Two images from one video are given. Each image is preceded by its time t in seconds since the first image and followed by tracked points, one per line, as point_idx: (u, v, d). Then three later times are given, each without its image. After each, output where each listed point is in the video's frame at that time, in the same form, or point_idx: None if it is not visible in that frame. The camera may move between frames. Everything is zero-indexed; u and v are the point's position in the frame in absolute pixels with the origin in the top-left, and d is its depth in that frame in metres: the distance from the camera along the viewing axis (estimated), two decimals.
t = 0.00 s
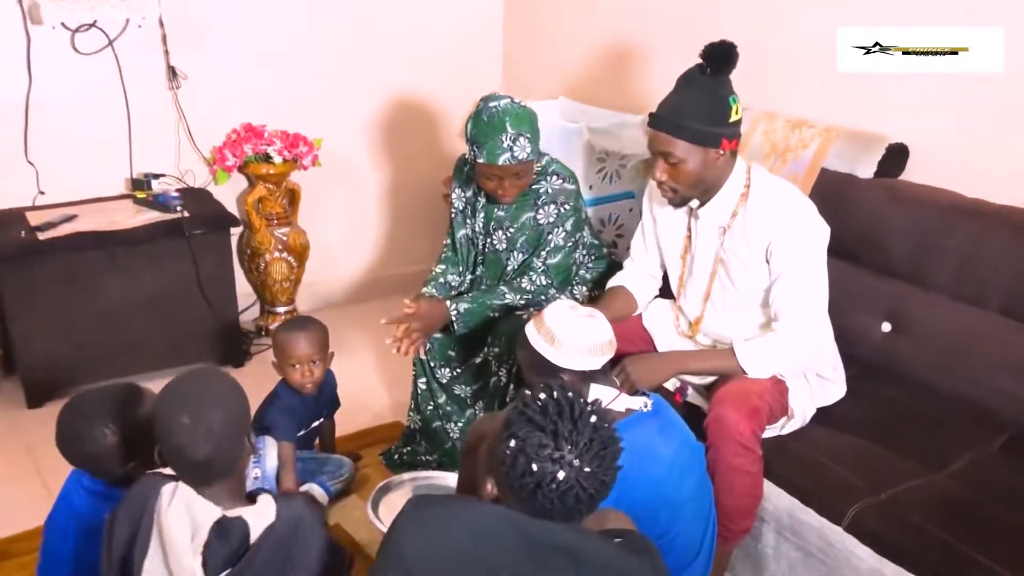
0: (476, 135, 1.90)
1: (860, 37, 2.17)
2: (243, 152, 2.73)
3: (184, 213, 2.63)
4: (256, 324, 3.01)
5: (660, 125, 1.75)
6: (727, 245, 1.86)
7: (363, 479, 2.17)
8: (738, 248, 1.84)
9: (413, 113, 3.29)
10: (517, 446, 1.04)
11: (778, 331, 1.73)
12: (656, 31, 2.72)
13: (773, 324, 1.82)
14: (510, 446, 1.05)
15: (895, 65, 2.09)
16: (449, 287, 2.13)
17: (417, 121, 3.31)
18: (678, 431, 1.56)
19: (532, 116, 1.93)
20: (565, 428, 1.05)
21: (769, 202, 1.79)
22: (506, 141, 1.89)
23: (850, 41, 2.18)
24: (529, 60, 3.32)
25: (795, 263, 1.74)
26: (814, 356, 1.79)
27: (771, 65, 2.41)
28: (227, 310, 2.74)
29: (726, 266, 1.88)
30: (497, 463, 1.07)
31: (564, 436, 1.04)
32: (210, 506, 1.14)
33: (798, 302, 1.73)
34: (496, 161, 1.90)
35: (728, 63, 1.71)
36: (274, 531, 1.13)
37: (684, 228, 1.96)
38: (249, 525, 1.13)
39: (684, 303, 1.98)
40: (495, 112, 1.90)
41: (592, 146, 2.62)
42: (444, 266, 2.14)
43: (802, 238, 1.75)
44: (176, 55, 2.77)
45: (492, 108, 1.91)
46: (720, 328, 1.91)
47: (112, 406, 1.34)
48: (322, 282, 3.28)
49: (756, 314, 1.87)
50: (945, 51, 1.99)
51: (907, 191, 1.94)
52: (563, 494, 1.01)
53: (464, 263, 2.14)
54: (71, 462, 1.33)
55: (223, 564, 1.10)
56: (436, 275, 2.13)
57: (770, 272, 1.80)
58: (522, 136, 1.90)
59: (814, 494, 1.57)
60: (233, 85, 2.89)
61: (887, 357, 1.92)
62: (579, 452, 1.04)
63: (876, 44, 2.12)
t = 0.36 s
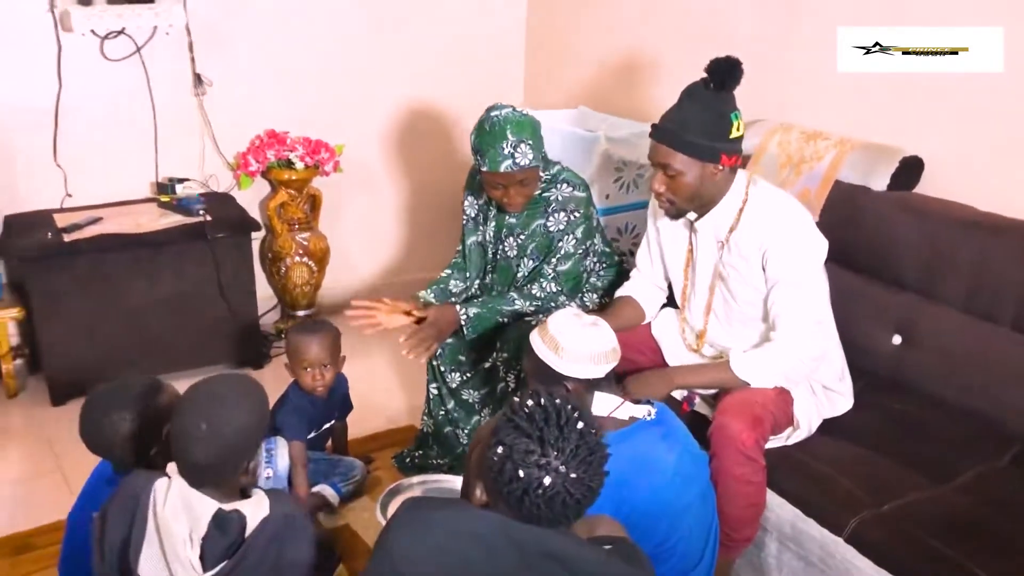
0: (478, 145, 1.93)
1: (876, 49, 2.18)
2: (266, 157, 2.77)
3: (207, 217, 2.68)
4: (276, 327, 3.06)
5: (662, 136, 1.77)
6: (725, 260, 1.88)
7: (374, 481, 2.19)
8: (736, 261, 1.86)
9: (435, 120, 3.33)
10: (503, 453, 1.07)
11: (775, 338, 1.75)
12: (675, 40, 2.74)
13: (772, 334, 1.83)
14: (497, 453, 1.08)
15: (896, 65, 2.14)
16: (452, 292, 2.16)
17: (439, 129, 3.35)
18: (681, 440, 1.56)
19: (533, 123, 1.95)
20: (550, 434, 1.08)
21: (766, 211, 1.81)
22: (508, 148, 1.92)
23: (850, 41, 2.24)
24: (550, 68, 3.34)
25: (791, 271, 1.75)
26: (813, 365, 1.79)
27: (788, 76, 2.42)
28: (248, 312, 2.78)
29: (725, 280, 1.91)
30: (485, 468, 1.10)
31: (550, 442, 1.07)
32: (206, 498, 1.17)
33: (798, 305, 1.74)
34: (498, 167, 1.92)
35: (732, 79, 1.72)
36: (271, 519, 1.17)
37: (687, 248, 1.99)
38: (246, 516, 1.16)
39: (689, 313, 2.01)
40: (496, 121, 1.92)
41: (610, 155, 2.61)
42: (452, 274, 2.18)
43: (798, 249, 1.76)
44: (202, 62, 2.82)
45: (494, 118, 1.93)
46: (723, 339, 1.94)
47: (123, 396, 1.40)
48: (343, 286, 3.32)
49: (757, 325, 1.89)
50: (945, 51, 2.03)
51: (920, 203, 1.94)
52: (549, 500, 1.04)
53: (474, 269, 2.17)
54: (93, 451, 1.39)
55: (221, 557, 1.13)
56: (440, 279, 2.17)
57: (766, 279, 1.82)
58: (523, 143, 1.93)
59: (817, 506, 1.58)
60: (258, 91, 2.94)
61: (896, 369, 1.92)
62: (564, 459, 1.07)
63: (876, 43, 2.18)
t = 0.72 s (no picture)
0: (474, 156, 1.97)
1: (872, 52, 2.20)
2: (274, 156, 2.82)
3: (214, 215, 2.73)
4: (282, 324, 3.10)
5: (689, 116, 1.77)
6: (721, 250, 1.90)
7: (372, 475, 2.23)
8: (730, 259, 1.88)
9: (442, 121, 3.37)
10: (478, 442, 1.12)
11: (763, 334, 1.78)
12: (678, 43, 2.78)
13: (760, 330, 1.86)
14: (472, 442, 1.13)
15: (896, 64, 2.15)
16: (454, 288, 2.21)
17: (445, 129, 3.39)
18: (668, 435, 1.59)
19: (527, 131, 1.98)
20: (523, 424, 1.14)
21: (759, 209, 1.83)
22: (504, 160, 1.95)
23: (850, 41, 2.25)
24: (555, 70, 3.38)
25: (781, 265, 1.78)
26: (801, 360, 1.80)
27: (787, 78, 2.45)
28: (253, 309, 2.83)
29: (719, 274, 1.92)
30: (460, 458, 1.15)
31: (523, 430, 1.13)
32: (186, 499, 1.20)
33: (785, 301, 1.76)
34: (497, 179, 1.96)
35: (748, 73, 1.81)
36: (249, 522, 1.20)
37: (681, 233, 2.01)
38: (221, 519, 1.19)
39: (683, 309, 2.03)
40: (489, 132, 1.95)
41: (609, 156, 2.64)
42: (454, 271, 2.23)
43: (789, 247, 1.78)
44: (212, 62, 2.88)
45: (486, 130, 1.96)
46: (716, 334, 1.96)
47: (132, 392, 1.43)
48: (348, 284, 3.37)
49: (745, 322, 1.92)
50: (945, 51, 2.04)
51: (911, 204, 1.96)
52: (522, 486, 1.09)
53: (472, 268, 2.22)
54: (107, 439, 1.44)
55: (196, 558, 1.16)
56: (444, 274, 2.22)
57: (757, 273, 1.83)
58: (518, 152, 1.96)
59: (800, 501, 1.60)
60: (266, 92, 2.99)
61: (886, 368, 1.94)
62: (537, 447, 1.12)
63: (876, 43, 2.19)
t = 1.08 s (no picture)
0: (449, 155, 2.00)
1: (844, 52, 2.23)
2: (256, 160, 2.84)
3: (197, 219, 2.76)
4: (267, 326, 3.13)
5: (687, 111, 1.79)
6: (707, 245, 1.93)
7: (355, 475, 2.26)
8: (714, 254, 1.91)
9: (426, 123, 3.40)
10: (449, 440, 1.15)
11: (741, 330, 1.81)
12: (656, 43, 2.81)
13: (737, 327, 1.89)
14: (444, 441, 1.16)
15: (897, 65, 2.11)
16: (440, 291, 2.23)
17: (429, 131, 3.42)
18: (642, 433, 1.62)
19: (505, 136, 2.01)
20: (494, 422, 1.16)
21: (745, 207, 1.86)
22: (475, 160, 1.98)
23: (851, 41, 2.21)
24: (536, 71, 3.41)
25: (764, 263, 1.81)
26: (773, 359, 1.83)
27: (764, 78, 2.48)
28: (238, 312, 2.85)
29: (704, 270, 1.95)
30: (433, 457, 1.17)
31: (494, 429, 1.16)
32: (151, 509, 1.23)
33: (765, 299, 1.80)
34: (466, 178, 1.99)
35: (745, 72, 1.85)
36: (213, 532, 1.22)
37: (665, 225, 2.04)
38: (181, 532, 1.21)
39: (667, 309, 2.06)
40: (466, 131, 1.98)
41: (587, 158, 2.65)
42: (438, 273, 2.24)
43: (773, 245, 1.81)
44: (194, 68, 2.90)
45: (465, 127, 2.00)
46: (699, 330, 1.98)
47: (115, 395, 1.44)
48: (333, 285, 3.39)
49: (725, 316, 1.95)
50: (946, 51, 2.00)
51: (882, 202, 1.99)
52: (494, 482, 1.11)
53: (456, 270, 2.25)
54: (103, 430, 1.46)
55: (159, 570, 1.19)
56: (429, 279, 2.23)
57: (740, 270, 1.87)
58: (490, 155, 1.99)
59: (772, 495, 1.63)
60: (249, 97, 3.02)
61: (859, 364, 1.97)
62: (508, 444, 1.15)
63: (876, 44, 2.15)
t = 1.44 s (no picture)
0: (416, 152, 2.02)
1: (818, 51, 2.26)
2: (235, 161, 2.83)
3: (177, 221, 2.75)
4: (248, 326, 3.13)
5: (674, 101, 1.82)
6: (688, 241, 1.95)
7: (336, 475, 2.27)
8: (696, 246, 1.94)
9: (405, 122, 3.41)
10: (423, 442, 1.16)
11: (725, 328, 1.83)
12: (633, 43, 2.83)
13: (723, 325, 1.91)
14: (418, 443, 1.17)
15: (896, 65, 2.08)
16: (413, 290, 2.25)
17: (408, 130, 3.42)
18: (619, 431, 1.63)
19: (473, 144, 2.01)
20: (468, 423, 1.18)
21: (727, 204, 1.89)
22: (438, 161, 1.99)
23: (850, 41, 2.16)
24: (515, 71, 3.42)
25: (746, 263, 1.83)
26: (757, 353, 1.86)
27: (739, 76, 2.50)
28: (218, 313, 2.86)
29: (686, 264, 1.97)
30: (408, 458, 1.18)
31: (467, 430, 1.17)
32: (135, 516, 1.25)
33: (746, 299, 1.83)
34: (428, 177, 2.01)
35: (728, 70, 1.89)
36: (194, 541, 1.20)
37: (648, 220, 2.06)
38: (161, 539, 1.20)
39: (648, 305, 2.07)
40: (438, 131, 2.00)
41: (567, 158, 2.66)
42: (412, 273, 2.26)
43: (753, 244, 1.84)
44: (172, 69, 2.89)
45: (437, 128, 2.01)
46: (681, 326, 2.00)
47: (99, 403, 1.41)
48: (313, 286, 3.40)
49: (710, 314, 1.97)
50: (945, 51, 1.97)
51: (854, 199, 2.01)
52: (467, 483, 1.13)
53: (429, 269, 2.26)
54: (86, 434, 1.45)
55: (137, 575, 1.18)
56: (402, 278, 2.25)
57: (723, 269, 1.89)
58: (455, 160, 1.99)
59: (746, 491, 1.65)
60: (227, 98, 3.01)
61: (833, 360, 1.99)
62: (481, 444, 1.16)
63: (876, 43, 2.11)
